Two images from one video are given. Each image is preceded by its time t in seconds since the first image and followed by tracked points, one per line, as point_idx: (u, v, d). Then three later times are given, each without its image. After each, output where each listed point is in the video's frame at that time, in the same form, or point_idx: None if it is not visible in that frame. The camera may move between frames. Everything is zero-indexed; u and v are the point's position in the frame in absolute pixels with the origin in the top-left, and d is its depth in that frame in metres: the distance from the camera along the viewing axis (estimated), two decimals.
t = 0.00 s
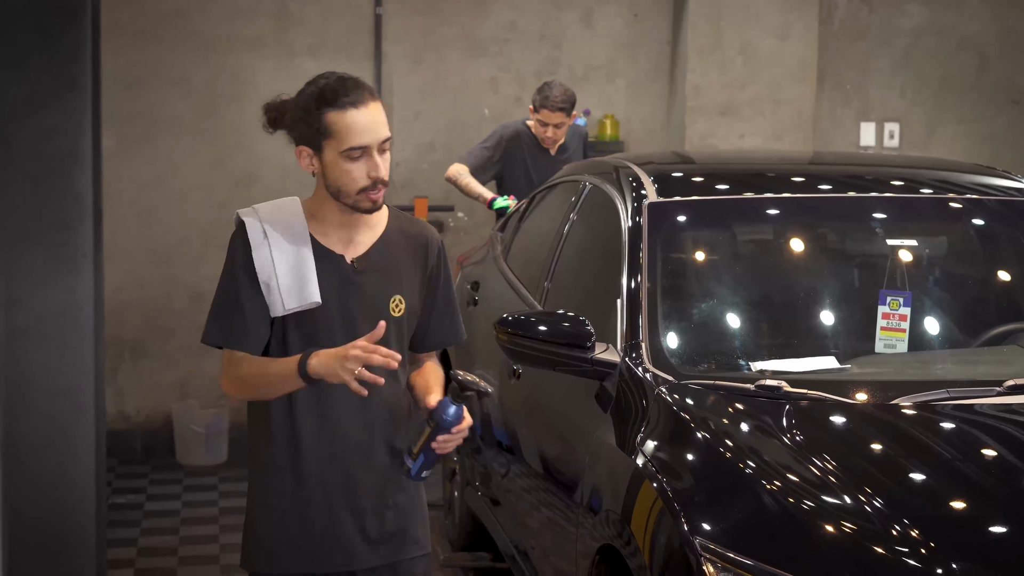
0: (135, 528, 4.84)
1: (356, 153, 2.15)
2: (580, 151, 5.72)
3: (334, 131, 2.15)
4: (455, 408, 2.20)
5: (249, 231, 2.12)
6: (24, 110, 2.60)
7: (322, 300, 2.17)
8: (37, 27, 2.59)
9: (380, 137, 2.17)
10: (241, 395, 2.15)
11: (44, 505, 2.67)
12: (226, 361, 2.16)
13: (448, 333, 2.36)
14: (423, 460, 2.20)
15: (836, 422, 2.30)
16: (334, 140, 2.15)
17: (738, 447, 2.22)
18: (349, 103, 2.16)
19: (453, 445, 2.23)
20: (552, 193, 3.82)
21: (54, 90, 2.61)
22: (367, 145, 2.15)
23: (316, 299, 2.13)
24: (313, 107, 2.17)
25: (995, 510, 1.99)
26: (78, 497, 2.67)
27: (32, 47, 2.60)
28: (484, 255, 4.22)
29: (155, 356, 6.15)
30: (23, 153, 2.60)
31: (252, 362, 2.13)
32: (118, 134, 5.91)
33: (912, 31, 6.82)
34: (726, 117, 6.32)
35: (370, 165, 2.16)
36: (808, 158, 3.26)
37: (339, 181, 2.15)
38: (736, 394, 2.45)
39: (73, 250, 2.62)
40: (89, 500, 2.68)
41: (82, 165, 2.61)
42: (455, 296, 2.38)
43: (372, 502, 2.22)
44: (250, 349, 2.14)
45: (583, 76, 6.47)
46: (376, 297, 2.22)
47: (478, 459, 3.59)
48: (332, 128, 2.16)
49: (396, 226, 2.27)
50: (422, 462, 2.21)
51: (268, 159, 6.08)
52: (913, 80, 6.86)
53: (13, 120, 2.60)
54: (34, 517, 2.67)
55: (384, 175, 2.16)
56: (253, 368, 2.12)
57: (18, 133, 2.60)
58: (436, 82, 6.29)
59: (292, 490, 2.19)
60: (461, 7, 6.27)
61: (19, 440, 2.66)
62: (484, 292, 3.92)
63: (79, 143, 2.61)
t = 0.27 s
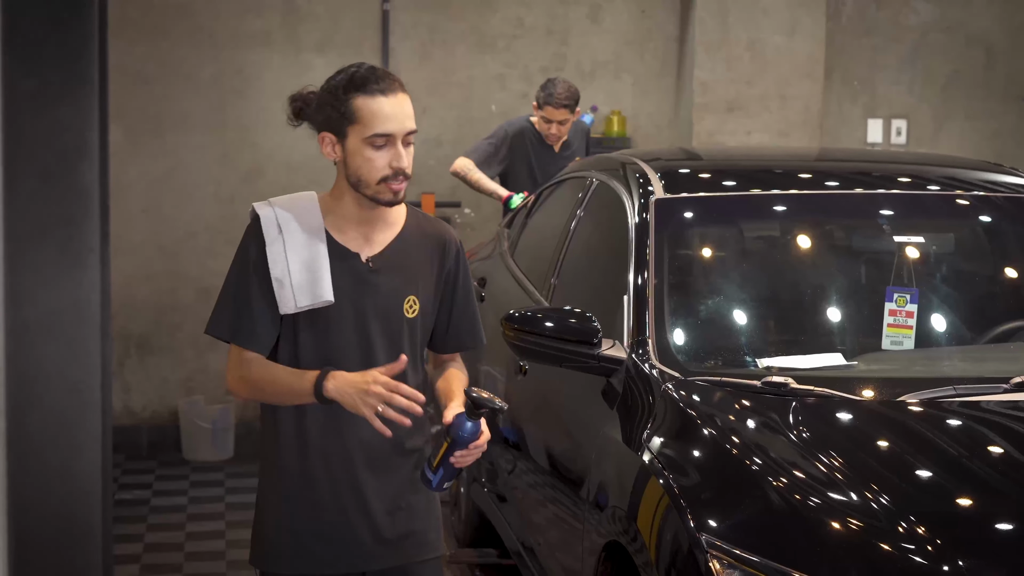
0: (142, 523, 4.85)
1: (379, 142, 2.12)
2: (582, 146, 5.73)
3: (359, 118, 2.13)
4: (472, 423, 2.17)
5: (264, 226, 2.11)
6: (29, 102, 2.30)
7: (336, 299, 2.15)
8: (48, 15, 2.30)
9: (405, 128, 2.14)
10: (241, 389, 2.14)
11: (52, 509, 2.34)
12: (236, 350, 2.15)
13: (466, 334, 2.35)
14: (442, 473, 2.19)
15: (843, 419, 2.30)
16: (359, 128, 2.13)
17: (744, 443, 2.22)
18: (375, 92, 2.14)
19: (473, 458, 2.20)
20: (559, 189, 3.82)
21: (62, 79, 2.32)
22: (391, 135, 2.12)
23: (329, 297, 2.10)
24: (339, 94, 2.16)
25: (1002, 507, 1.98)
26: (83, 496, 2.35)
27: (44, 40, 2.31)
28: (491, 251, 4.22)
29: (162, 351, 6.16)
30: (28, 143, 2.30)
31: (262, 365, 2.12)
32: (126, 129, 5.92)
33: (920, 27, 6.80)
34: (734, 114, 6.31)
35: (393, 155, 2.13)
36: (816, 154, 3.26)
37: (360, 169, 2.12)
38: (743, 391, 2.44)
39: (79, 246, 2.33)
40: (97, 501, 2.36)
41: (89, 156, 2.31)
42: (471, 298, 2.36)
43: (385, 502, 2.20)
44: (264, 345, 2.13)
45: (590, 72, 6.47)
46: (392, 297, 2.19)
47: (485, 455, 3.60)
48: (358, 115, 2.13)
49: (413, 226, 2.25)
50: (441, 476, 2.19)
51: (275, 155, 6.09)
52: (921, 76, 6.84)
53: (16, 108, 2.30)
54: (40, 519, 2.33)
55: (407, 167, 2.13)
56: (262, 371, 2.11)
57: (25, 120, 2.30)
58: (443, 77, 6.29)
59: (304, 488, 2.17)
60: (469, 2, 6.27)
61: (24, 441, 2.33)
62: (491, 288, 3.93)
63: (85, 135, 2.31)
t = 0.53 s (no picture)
0: (140, 523, 4.85)
1: (373, 118, 1.97)
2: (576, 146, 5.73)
3: (362, 101, 1.98)
4: (486, 408, 2.02)
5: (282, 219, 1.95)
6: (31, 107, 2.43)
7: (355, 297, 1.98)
8: (48, 16, 2.42)
9: (405, 105, 1.97)
10: (272, 391, 1.95)
11: (53, 507, 2.47)
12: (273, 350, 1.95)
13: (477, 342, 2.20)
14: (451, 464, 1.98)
15: (841, 418, 2.30)
16: (360, 112, 1.98)
17: (742, 443, 2.22)
18: (378, 70, 2.00)
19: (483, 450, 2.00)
20: (557, 189, 3.82)
21: (62, 85, 2.44)
22: (389, 119, 1.96)
23: (351, 293, 1.94)
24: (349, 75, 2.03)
25: (1000, 507, 1.98)
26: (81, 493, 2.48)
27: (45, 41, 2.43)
28: (490, 250, 4.22)
29: (162, 351, 6.16)
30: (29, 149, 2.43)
31: (304, 376, 1.94)
32: (126, 128, 5.91)
33: (920, 27, 6.80)
34: (733, 113, 6.31)
35: (389, 140, 1.96)
36: (815, 154, 3.26)
37: (359, 154, 1.98)
38: (741, 390, 2.44)
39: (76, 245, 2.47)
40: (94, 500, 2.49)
41: (85, 157, 2.45)
42: (483, 302, 2.22)
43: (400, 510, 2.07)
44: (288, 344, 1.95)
45: (590, 71, 6.47)
46: (409, 297, 2.03)
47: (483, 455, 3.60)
48: (361, 97, 1.99)
49: (428, 225, 2.09)
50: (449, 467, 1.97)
51: (274, 155, 6.09)
52: (920, 76, 6.84)
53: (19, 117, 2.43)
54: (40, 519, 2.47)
55: (400, 146, 1.96)
56: (306, 381, 1.93)
57: (27, 124, 2.42)
58: (443, 77, 6.29)
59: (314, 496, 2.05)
60: (469, 2, 6.27)
61: (26, 439, 2.47)
62: (489, 287, 3.93)
63: (83, 137, 2.44)
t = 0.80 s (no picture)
0: (134, 523, 4.84)
1: (379, 111, 1.87)
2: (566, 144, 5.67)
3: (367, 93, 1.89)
4: (505, 396, 1.88)
5: (288, 220, 1.83)
6: (28, 106, 2.46)
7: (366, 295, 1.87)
8: (41, 15, 2.44)
9: (412, 97, 1.88)
10: (273, 398, 1.83)
11: (49, 504, 2.53)
12: (282, 355, 1.82)
13: (492, 341, 2.09)
14: (471, 454, 1.91)
15: (834, 417, 2.30)
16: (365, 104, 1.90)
17: (735, 442, 2.22)
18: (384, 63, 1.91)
19: (504, 437, 1.92)
20: (551, 188, 3.82)
21: (54, 86, 2.47)
22: (392, 110, 1.87)
23: (361, 292, 1.83)
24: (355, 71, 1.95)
25: (993, 505, 1.99)
26: (73, 491, 2.54)
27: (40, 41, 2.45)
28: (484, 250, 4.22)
29: (156, 351, 6.15)
30: (26, 151, 2.46)
31: (308, 397, 1.81)
32: (120, 128, 5.90)
33: (913, 27, 6.81)
34: (727, 113, 6.32)
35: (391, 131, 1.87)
36: (808, 153, 3.26)
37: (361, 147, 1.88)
38: (735, 390, 2.45)
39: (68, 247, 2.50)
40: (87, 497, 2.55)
41: (78, 158, 2.48)
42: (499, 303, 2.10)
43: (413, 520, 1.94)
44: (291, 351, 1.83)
45: (584, 71, 6.46)
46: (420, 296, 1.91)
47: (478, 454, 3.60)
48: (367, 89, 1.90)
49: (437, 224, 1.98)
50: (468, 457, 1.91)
51: (268, 155, 6.08)
52: (913, 75, 6.85)
53: (14, 117, 2.46)
54: (36, 517, 2.53)
55: (406, 138, 1.86)
56: (308, 405, 1.80)
57: (22, 125, 2.46)
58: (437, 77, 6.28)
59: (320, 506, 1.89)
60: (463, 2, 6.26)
61: (19, 436, 2.52)
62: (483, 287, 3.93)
63: (76, 138, 2.48)
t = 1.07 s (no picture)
0: (132, 524, 4.84)
1: (381, 114, 1.87)
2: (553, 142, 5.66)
3: (369, 95, 1.89)
4: (497, 417, 1.89)
5: (290, 226, 1.85)
6: (25, 106, 2.41)
7: (369, 300, 1.86)
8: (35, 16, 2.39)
9: (414, 99, 1.87)
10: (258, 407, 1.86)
11: (48, 505, 2.48)
12: (269, 365, 1.85)
13: (498, 347, 2.09)
14: (472, 475, 1.92)
15: (831, 417, 2.30)
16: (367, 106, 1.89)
17: (732, 443, 2.22)
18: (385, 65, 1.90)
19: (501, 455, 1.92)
20: (548, 188, 3.81)
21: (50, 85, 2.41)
22: (394, 111, 1.86)
23: (363, 298, 1.83)
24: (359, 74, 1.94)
25: (989, 505, 1.98)
26: (71, 491, 2.49)
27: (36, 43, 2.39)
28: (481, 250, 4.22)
29: (153, 352, 6.14)
30: (23, 150, 2.41)
31: (289, 412, 1.83)
32: (117, 128, 5.89)
33: (909, 27, 6.81)
34: (724, 113, 6.32)
35: (394, 132, 1.86)
36: (805, 153, 3.26)
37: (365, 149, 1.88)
38: (731, 390, 2.44)
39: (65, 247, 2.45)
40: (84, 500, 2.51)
41: (74, 159, 2.43)
42: (506, 306, 2.10)
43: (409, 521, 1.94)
44: (284, 358, 1.84)
45: (581, 71, 6.46)
46: (423, 299, 1.91)
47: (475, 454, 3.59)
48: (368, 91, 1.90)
49: (443, 227, 1.98)
50: (468, 480, 1.93)
51: (265, 155, 6.07)
52: (910, 75, 6.85)
53: (9, 117, 2.40)
54: (36, 517, 2.48)
55: (408, 141, 1.86)
56: (288, 417, 1.83)
57: (18, 125, 2.41)
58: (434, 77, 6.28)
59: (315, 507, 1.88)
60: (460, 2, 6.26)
61: (17, 437, 2.46)
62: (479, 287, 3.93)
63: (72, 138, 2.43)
